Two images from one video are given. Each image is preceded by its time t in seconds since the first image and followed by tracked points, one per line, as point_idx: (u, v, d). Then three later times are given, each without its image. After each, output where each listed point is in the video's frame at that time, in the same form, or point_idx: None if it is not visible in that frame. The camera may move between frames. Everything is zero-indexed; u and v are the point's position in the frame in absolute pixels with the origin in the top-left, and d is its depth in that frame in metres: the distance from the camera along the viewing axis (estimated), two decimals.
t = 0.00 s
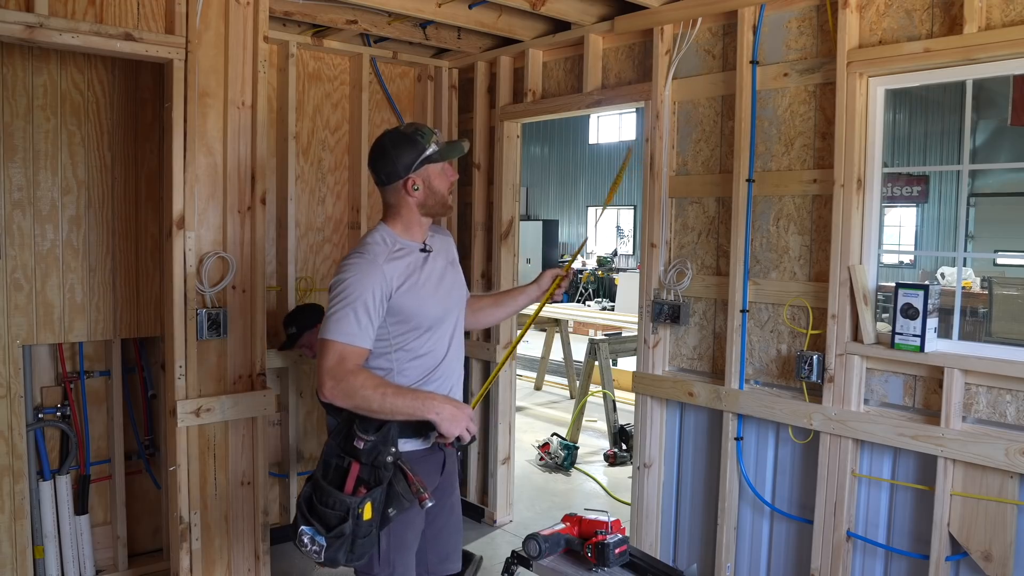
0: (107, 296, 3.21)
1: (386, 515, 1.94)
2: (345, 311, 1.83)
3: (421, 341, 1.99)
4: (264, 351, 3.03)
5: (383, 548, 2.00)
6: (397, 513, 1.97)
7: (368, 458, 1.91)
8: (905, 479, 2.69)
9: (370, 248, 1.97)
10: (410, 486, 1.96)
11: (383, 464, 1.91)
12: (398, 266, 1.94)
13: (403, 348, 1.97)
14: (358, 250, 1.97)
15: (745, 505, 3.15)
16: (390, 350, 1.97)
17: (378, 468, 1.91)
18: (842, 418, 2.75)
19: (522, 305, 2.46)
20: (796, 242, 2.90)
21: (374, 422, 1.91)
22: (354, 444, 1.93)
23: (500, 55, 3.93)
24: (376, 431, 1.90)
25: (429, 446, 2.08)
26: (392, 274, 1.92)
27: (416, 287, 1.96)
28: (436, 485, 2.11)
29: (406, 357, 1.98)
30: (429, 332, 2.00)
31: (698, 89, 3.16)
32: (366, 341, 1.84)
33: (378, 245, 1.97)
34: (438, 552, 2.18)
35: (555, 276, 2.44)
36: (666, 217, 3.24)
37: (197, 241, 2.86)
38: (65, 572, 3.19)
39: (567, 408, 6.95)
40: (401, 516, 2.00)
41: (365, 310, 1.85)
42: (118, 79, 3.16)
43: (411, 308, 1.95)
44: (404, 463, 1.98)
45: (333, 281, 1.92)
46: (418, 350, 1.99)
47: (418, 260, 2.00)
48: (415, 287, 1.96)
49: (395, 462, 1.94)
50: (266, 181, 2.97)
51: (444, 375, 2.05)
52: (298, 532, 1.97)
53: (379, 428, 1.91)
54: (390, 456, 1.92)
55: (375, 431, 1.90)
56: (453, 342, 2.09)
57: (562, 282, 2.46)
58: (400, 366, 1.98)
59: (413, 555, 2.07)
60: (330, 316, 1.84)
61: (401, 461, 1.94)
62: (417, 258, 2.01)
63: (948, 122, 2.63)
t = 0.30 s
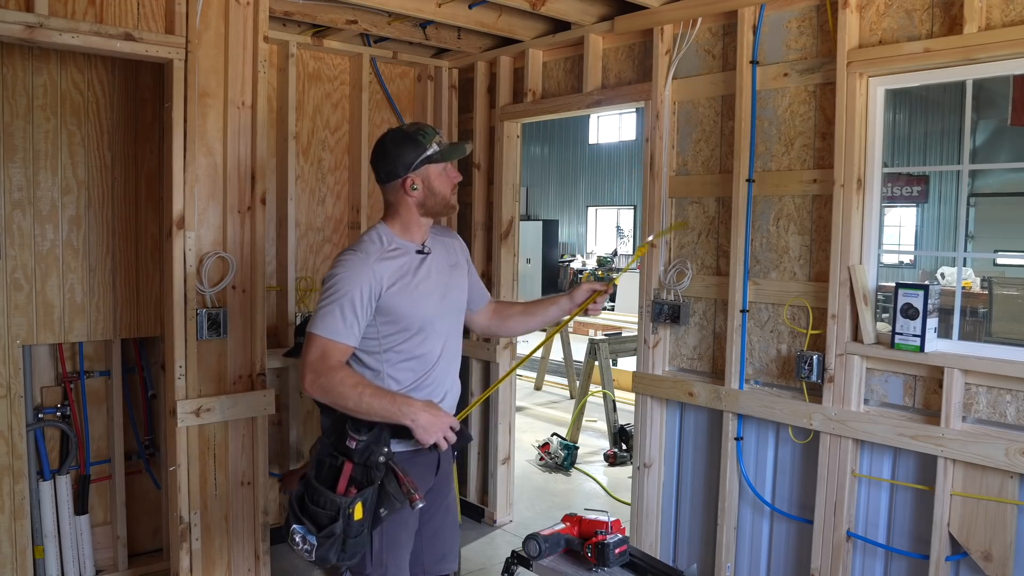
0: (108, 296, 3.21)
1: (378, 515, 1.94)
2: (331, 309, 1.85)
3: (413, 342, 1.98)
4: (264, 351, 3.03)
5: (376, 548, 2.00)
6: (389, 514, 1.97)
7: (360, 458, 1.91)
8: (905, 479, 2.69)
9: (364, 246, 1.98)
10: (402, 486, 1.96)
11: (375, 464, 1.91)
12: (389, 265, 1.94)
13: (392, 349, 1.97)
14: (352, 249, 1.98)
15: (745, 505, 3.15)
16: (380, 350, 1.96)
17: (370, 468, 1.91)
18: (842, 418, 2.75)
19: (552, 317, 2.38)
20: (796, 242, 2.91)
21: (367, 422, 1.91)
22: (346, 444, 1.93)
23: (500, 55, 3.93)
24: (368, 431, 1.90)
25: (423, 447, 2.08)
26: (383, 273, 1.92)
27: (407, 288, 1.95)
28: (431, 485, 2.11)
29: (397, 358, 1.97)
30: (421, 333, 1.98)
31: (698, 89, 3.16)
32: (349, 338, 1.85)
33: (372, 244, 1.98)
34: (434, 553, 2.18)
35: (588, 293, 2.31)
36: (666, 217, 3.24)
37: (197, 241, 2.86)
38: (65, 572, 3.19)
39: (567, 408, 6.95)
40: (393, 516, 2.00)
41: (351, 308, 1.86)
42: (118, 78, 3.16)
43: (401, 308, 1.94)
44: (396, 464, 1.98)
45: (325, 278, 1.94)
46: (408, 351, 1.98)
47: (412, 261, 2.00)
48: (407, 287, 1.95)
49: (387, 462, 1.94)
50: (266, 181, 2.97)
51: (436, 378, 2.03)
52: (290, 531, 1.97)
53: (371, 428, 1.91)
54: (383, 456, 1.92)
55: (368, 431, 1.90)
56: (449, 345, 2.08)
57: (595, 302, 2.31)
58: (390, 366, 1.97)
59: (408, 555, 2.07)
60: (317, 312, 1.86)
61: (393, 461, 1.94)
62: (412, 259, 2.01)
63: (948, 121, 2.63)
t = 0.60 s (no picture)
0: (108, 296, 3.21)
1: (375, 516, 1.94)
2: (327, 307, 1.85)
3: (409, 342, 1.98)
4: (264, 351, 3.03)
5: (374, 549, 2.00)
6: (386, 515, 1.97)
7: (357, 459, 1.91)
8: (905, 479, 2.69)
9: (363, 245, 1.98)
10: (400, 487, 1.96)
11: (372, 465, 1.90)
12: (387, 264, 1.95)
13: (389, 349, 1.97)
14: (351, 247, 1.99)
15: (745, 505, 3.15)
16: (378, 349, 1.97)
17: (368, 469, 1.91)
18: (842, 418, 2.75)
19: (539, 334, 2.37)
20: (796, 242, 2.90)
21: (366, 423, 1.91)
22: (345, 444, 1.92)
23: (500, 55, 3.94)
24: (366, 432, 1.90)
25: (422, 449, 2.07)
26: (380, 272, 1.92)
27: (405, 288, 1.95)
28: (430, 486, 2.11)
29: (394, 358, 1.97)
30: (418, 333, 1.98)
31: (698, 89, 3.16)
32: (344, 337, 1.86)
33: (371, 243, 1.98)
34: (434, 554, 2.18)
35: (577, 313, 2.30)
36: (666, 217, 3.24)
37: (197, 241, 2.86)
38: (65, 572, 3.19)
39: (567, 408, 6.95)
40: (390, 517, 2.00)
41: (347, 306, 1.86)
42: (118, 79, 3.16)
43: (398, 308, 1.94)
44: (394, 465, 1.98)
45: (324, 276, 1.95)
46: (406, 351, 1.98)
47: (411, 261, 2.00)
48: (404, 287, 1.95)
49: (385, 463, 1.93)
50: (266, 181, 2.97)
51: (433, 379, 2.03)
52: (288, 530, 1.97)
53: (370, 428, 1.90)
54: (380, 457, 1.91)
55: (365, 432, 1.90)
56: (447, 347, 2.08)
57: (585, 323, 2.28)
58: (387, 366, 1.97)
59: (406, 556, 2.07)
60: (314, 311, 1.87)
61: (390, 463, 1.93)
62: (411, 259, 2.01)
63: (948, 121, 2.63)
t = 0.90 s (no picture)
0: (107, 296, 3.21)
1: (384, 516, 1.94)
2: (339, 303, 1.84)
3: (416, 340, 1.98)
4: (264, 351, 3.03)
5: (381, 549, 2.00)
6: (395, 514, 1.98)
7: (365, 460, 1.90)
8: (905, 479, 2.69)
9: (370, 241, 1.98)
10: (408, 487, 1.96)
11: (380, 466, 1.90)
12: (396, 260, 1.94)
13: (397, 346, 1.97)
14: (358, 243, 1.98)
15: (745, 505, 3.15)
16: (385, 346, 1.96)
17: (376, 470, 1.90)
18: (842, 418, 2.75)
19: (524, 340, 2.40)
20: (796, 242, 2.90)
21: (372, 424, 1.90)
22: (351, 445, 1.91)
23: (500, 55, 3.94)
24: (374, 432, 1.89)
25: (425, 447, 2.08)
26: (390, 268, 1.92)
27: (413, 284, 1.95)
28: (434, 485, 2.12)
29: (401, 355, 1.97)
30: (425, 330, 1.99)
31: (698, 89, 3.16)
32: (357, 333, 1.84)
33: (378, 239, 1.98)
34: (438, 552, 2.19)
35: (564, 321, 2.35)
36: (666, 216, 3.24)
37: (197, 241, 2.86)
38: (65, 572, 3.19)
39: (567, 408, 6.96)
40: (398, 517, 2.00)
41: (360, 302, 1.85)
42: (118, 78, 3.16)
43: (406, 305, 1.94)
44: (401, 464, 1.97)
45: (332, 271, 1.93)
46: (413, 348, 1.98)
47: (418, 258, 2.00)
48: (412, 284, 1.96)
49: (392, 464, 1.93)
50: (266, 182, 2.97)
51: (437, 377, 2.04)
52: (297, 535, 1.96)
53: (377, 429, 1.90)
54: (388, 458, 1.91)
55: (373, 432, 1.89)
56: (450, 346, 2.08)
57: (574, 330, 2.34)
58: (395, 363, 1.97)
59: (411, 555, 2.08)
60: (324, 307, 1.86)
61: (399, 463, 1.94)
62: (418, 256, 2.01)
63: (948, 121, 2.63)
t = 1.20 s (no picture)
0: (107, 296, 3.21)
1: (389, 516, 1.95)
2: (347, 300, 1.83)
3: (421, 338, 1.98)
4: (264, 350, 3.03)
5: (385, 549, 2.01)
6: (399, 514, 1.98)
7: (369, 460, 1.90)
8: (905, 479, 2.69)
9: (374, 239, 1.97)
10: (412, 486, 1.97)
11: (384, 466, 1.90)
12: (401, 258, 1.94)
13: (402, 343, 1.97)
14: (361, 241, 1.97)
15: (745, 505, 3.15)
16: (391, 344, 1.96)
17: (380, 471, 1.91)
18: (842, 418, 2.75)
19: (517, 338, 2.41)
20: (796, 242, 2.91)
21: (375, 424, 1.90)
22: (355, 446, 1.91)
23: (500, 55, 3.94)
24: (378, 433, 1.89)
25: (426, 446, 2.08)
26: (395, 265, 1.92)
27: (417, 282, 1.96)
28: (435, 484, 2.12)
29: (406, 353, 1.97)
30: (429, 328, 1.99)
31: (698, 89, 3.16)
32: (366, 330, 1.84)
33: (382, 237, 1.97)
34: (441, 551, 2.19)
35: (555, 316, 2.39)
36: (666, 216, 3.24)
37: (197, 241, 2.86)
38: (65, 572, 3.19)
39: (567, 408, 6.96)
40: (402, 516, 2.00)
41: (368, 300, 1.85)
42: (118, 78, 3.16)
43: (412, 303, 1.95)
44: (404, 464, 1.98)
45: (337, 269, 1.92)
46: (417, 346, 1.98)
47: (422, 256, 2.01)
48: (417, 282, 1.96)
49: (397, 463, 1.93)
50: (266, 181, 2.97)
51: (441, 375, 2.05)
52: (301, 536, 1.96)
53: (380, 429, 1.89)
54: (392, 458, 1.91)
55: (377, 433, 1.89)
56: (451, 344, 2.09)
57: (563, 325, 2.38)
58: (400, 361, 1.97)
59: (414, 555, 2.08)
60: (331, 304, 1.84)
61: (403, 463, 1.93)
62: (421, 254, 2.01)
63: (948, 121, 2.63)
